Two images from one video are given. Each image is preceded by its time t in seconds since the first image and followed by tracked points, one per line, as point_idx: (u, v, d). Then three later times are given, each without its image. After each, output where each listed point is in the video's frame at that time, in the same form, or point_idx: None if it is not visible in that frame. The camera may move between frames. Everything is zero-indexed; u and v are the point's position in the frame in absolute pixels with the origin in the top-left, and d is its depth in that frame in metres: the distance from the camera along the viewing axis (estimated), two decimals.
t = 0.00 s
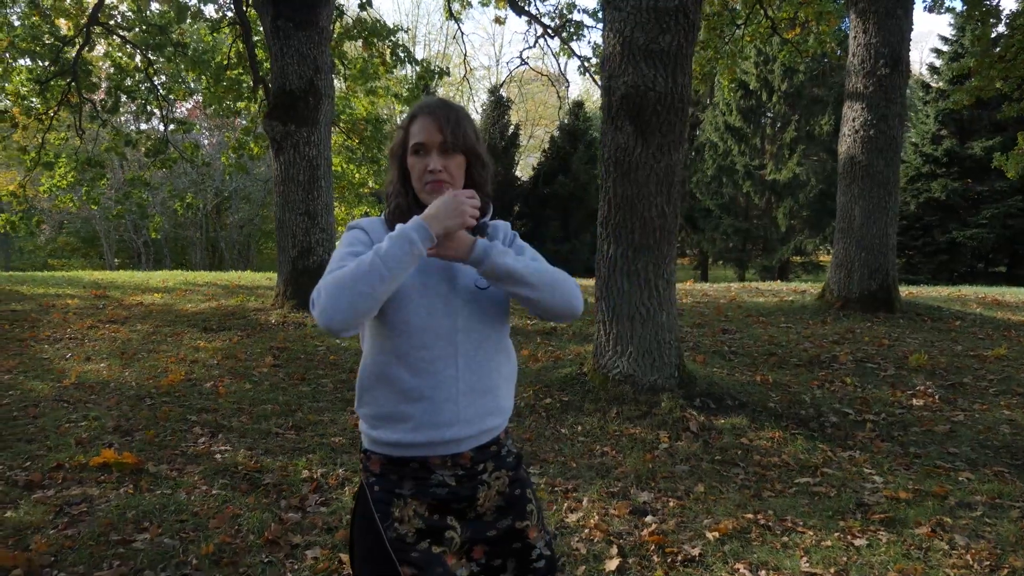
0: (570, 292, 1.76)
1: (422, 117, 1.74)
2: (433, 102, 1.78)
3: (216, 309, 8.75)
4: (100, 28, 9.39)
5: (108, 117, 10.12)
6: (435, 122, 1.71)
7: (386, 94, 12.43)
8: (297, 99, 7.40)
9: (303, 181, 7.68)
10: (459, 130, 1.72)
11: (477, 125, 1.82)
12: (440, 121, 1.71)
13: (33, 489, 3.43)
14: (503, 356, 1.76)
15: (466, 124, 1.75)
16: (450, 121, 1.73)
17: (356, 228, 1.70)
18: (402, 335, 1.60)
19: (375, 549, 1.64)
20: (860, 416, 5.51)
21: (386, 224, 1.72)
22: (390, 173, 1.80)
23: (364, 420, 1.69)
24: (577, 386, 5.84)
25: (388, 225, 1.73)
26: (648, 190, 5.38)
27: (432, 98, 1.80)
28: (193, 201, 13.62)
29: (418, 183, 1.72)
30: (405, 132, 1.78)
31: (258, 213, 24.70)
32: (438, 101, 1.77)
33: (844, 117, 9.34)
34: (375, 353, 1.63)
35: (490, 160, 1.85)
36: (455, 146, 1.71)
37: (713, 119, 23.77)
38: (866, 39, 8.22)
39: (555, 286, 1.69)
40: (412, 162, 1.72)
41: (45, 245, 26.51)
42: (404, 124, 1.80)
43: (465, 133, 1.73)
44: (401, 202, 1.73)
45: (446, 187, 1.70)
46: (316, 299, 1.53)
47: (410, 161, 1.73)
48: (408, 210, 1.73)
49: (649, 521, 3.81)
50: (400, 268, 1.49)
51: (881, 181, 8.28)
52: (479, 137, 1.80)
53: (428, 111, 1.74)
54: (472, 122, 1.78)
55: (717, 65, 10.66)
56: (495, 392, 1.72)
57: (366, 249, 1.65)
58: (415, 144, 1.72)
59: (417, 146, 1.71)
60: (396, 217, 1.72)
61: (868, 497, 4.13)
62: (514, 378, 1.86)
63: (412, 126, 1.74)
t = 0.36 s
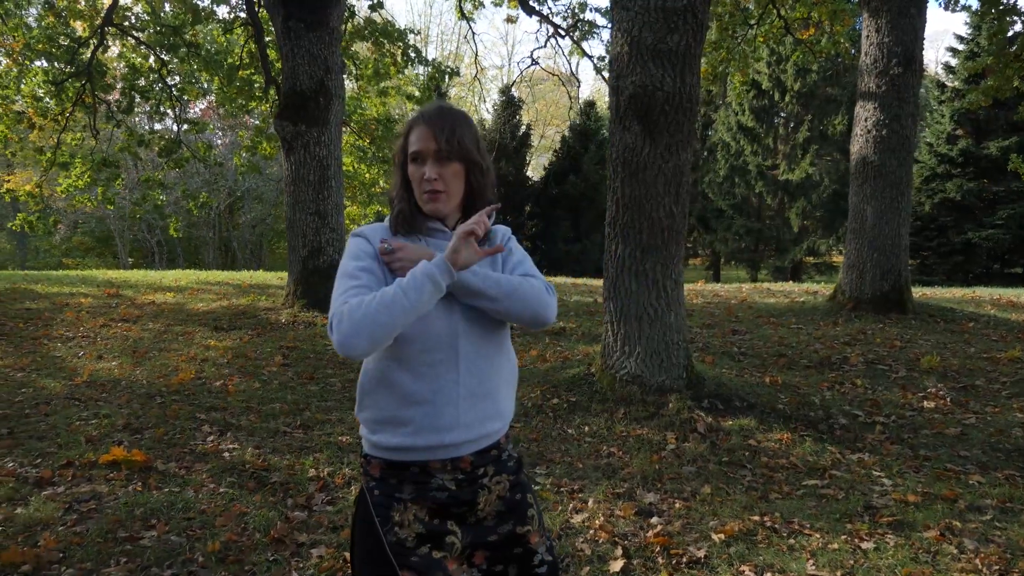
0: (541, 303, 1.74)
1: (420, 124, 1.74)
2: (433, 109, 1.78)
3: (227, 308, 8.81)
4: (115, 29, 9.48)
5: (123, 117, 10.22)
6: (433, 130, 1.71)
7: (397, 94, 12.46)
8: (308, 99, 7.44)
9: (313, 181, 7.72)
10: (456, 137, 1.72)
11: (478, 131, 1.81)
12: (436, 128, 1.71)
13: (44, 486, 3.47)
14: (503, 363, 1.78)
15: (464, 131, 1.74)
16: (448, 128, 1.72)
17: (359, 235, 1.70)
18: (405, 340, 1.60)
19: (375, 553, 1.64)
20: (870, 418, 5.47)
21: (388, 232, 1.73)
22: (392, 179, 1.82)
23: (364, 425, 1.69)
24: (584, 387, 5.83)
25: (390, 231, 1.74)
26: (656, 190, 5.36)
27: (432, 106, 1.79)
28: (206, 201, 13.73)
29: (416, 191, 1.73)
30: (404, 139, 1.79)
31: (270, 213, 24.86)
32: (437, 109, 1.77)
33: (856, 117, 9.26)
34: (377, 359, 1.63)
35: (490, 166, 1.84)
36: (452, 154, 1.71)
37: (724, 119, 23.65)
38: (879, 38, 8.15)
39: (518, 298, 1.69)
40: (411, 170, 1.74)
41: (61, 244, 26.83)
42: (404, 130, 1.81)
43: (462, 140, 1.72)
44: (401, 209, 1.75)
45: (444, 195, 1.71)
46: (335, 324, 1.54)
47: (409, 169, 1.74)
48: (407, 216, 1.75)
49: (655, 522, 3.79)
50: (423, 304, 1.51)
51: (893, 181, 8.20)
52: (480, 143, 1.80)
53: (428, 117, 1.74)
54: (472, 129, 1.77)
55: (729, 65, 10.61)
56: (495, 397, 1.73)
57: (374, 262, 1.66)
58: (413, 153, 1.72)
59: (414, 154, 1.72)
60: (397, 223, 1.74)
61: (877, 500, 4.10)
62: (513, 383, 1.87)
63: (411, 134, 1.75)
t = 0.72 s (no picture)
0: (561, 305, 1.79)
1: (418, 129, 1.72)
2: (435, 112, 1.75)
3: (238, 308, 8.86)
4: (129, 29, 9.56)
5: (136, 118, 10.31)
6: (427, 134, 1.69)
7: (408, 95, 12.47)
8: (319, 99, 7.45)
9: (324, 181, 7.75)
10: (451, 141, 1.68)
11: (481, 134, 1.76)
12: (431, 132, 1.68)
13: (54, 484, 3.50)
14: (505, 367, 1.78)
15: (461, 135, 1.70)
16: (443, 131, 1.69)
17: (361, 238, 1.72)
18: (408, 344, 1.60)
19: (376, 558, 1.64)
20: (881, 421, 5.41)
21: (389, 234, 1.74)
22: (398, 182, 1.83)
23: (366, 428, 1.70)
24: (593, 388, 5.82)
25: (392, 233, 1.75)
26: (665, 191, 5.33)
27: (435, 109, 1.77)
28: (219, 201, 13.82)
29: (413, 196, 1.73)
30: (407, 142, 1.78)
31: (282, 213, 24.99)
32: (438, 112, 1.74)
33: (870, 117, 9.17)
34: (379, 362, 1.64)
35: (493, 170, 1.79)
36: (446, 159, 1.67)
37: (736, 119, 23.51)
38: (893, 37, 8.06)
39: (540, 300, 1.73)
40: (410, 175, 1.73)
41: (76, 243, 27.11)
42: (408, 133, 1.80)
43: (458, 146, 1.68)
44: (402, 212, 1.76)
45: (437, 201, 1.69)
46: (317, 320, 1.56)
47: (407, 174, 1.74)
48: (407, 219, 1.76)
49: (662, 524, 3.77)
50: (402, 318, 1.50)
51: (907, 181, 8.12)
52: (481, 147, 1.75)
53: (426, 120, 1.72)
54: (472, 132, 1.72)
55: (741, 66, 10.54)
56: (497, 402, 1.74)
57: (371, 264, 1.66)
58: (411, 157, 1.72)
59: (412, 159, 1.72)
60: (397, 227, 1.75)
61: (887, 504, 4.05)
62: (516, 387, 1.88)
63: (411, 136, 1.73)
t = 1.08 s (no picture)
0: (588, 296, 1.87)
1: (415, 128, 1.71)
2: (433, 110, 1.74)
3: (247, 307, 8.90)
4: (140, 30, 9.61)
5: (148, 117, 10.38)
6: (424, 133, 1.68)
7: (418, 95, 12.48)
8: (328, 99, 7.45)
9: (332, 181, 7.79)
10: (448, 140, 1.67)
11: (480, 132, 1.74)
12: (428, 131, 1.67)
13: (61, 481, 3.53)
14: (505, 369, 1.78)
15: (458, 133, 1.68)
16: (440, 130, 1.67)
17: (357, 237, 1.72)
18: (405, 344, 1.59)
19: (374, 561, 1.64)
20: (891, 423, 5.35)
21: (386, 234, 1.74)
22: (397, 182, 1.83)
23: (364, 429, 1.70)
24: (599, 389, 5.80)
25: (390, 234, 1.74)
26: (672, 191, 5.31)
27: (433, 108, 1.76)
28: (229, 200, 13.89)
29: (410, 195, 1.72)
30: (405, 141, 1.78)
31: (293, 212, 25.09)
32: (436, 110, 1.73)
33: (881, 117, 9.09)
34: (376, 362, 1.63)
35: (491, 170, 1.78)
36: (443, 158, 1.66)
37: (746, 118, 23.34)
38: (905, 36, 7.98)
39: (569, 295, 1.81)
40: (407, 175, 1.73)
41: (88, 242, 27.33)
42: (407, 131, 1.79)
43: (454, 144, 1.67)
44: (399, 211, 1.75)
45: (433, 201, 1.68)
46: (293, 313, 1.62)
47: (404, 173, 1.74)
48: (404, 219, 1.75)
49: (667, 526, 3.75)
50: (356, 321, 1.50)
51: (919, 181, 8.03)
52: (479, 145, 1.73)
53: (424, 119, 1.71)
54: (469, 131, 1.71)
55: (752, 65, 10.47)
56: (496, 403, 1.74)
57: (363, 263, 1.67)
58: (408, 156, 1.71)
59: (408, 158, 1.71)
60: (394, 226, 1.74)
61: (895, 507, 4.00)
62: (516, 389, 1.88)
63: (408, 136, 1.73)
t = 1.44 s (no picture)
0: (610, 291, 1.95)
1: (416, 126, 1.70)
2: (434, 108, 1.73)
3: (260, 307, 8.95)
4: (156, 31, 9.70)
5: (163, 118, 10.48)
6: (426, 132, 1.66)
7: (432, 96, 12.48)
8: (340, 99, 7.46)
9: (344, 181, 7.81)
10: (449, 140, 1.65)
11: (482, 131, 1.73)
12: (429, 129, 1.66)
13: (71, 480, 3.56)
14: (508, 371, 1.77)
15: (459, 132, 1.67)
16: (440, 129, 1.66)
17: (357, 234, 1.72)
18: (406, 344, 1.59)
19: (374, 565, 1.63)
20: (907, 427, 5.27)
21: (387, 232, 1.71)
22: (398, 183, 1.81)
23: (366, 430, 1.69)
24: (610, 390, 5.76)
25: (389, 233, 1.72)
26: (683, 191, 5.26)
27: (434, 107, 1.75)
28: (244, 201, 13.98)
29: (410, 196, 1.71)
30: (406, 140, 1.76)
31: (306, 213, 25.22)
32: (437, 108, 1.71)
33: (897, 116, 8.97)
34: (377, 364, 1.63)
35: (493, 168, 1.76)
36: (443, 156, 1.65)
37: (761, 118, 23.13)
38: (922, 35, 7.86)
39: (594, 292, 1.88)
40: (407, 173, 1.72)
41: (105, 242, 27.63)
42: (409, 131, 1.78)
43: (454, 143, 1.66)
44: (399, 210, 1.73)
45: (431, 201, 1.67)
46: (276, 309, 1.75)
47: (405, 173, 1.73)
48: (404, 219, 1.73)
49: (676, 530, 3.71)
50: (304, 319, 1.57)
51: (935, 181, 7.92)
52: (481, 144, 1.72)
53: (424, 117, 1.70)
54: (471, 129, 1.70)
55: (768, 65, 10.37)
56: (499, 406, 1.73)
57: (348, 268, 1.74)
58: (409, 155, 1.69)
59: (409, 157, 1.70)
60: (395, 226, 1.72)
61: (910, 513, 3.94)
62: (520, 390, 1.87)
63: (409, 135, 1.71)
